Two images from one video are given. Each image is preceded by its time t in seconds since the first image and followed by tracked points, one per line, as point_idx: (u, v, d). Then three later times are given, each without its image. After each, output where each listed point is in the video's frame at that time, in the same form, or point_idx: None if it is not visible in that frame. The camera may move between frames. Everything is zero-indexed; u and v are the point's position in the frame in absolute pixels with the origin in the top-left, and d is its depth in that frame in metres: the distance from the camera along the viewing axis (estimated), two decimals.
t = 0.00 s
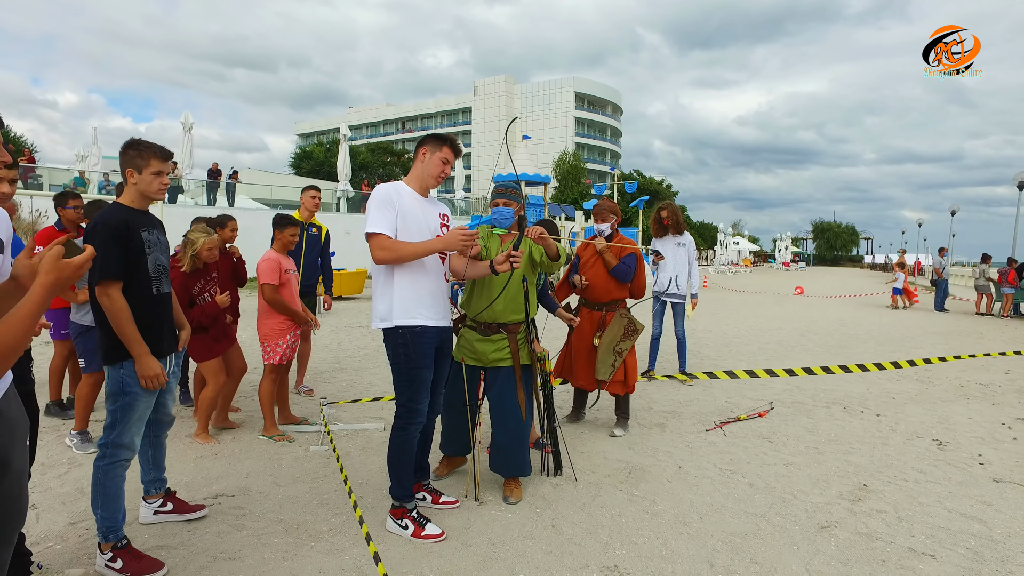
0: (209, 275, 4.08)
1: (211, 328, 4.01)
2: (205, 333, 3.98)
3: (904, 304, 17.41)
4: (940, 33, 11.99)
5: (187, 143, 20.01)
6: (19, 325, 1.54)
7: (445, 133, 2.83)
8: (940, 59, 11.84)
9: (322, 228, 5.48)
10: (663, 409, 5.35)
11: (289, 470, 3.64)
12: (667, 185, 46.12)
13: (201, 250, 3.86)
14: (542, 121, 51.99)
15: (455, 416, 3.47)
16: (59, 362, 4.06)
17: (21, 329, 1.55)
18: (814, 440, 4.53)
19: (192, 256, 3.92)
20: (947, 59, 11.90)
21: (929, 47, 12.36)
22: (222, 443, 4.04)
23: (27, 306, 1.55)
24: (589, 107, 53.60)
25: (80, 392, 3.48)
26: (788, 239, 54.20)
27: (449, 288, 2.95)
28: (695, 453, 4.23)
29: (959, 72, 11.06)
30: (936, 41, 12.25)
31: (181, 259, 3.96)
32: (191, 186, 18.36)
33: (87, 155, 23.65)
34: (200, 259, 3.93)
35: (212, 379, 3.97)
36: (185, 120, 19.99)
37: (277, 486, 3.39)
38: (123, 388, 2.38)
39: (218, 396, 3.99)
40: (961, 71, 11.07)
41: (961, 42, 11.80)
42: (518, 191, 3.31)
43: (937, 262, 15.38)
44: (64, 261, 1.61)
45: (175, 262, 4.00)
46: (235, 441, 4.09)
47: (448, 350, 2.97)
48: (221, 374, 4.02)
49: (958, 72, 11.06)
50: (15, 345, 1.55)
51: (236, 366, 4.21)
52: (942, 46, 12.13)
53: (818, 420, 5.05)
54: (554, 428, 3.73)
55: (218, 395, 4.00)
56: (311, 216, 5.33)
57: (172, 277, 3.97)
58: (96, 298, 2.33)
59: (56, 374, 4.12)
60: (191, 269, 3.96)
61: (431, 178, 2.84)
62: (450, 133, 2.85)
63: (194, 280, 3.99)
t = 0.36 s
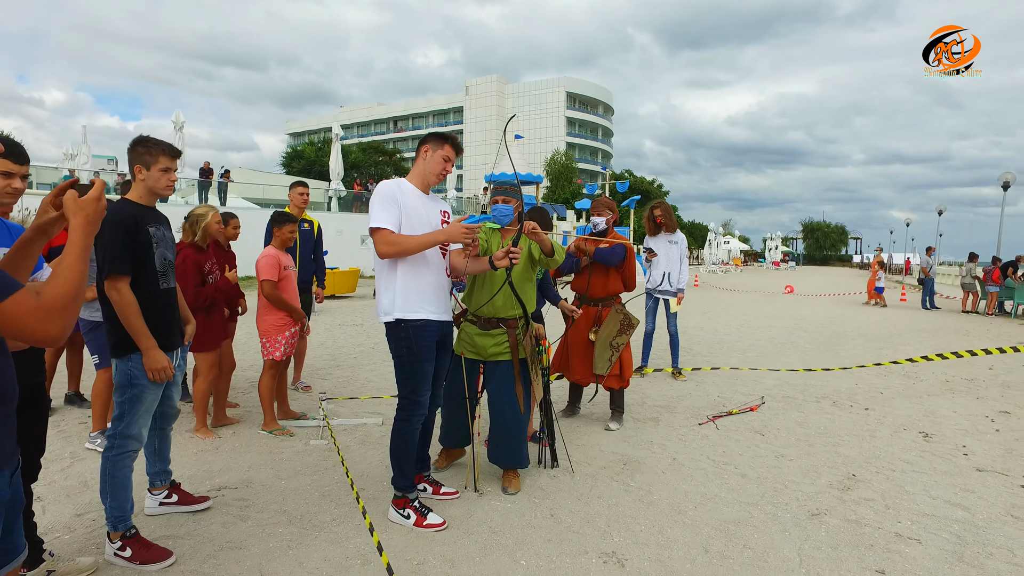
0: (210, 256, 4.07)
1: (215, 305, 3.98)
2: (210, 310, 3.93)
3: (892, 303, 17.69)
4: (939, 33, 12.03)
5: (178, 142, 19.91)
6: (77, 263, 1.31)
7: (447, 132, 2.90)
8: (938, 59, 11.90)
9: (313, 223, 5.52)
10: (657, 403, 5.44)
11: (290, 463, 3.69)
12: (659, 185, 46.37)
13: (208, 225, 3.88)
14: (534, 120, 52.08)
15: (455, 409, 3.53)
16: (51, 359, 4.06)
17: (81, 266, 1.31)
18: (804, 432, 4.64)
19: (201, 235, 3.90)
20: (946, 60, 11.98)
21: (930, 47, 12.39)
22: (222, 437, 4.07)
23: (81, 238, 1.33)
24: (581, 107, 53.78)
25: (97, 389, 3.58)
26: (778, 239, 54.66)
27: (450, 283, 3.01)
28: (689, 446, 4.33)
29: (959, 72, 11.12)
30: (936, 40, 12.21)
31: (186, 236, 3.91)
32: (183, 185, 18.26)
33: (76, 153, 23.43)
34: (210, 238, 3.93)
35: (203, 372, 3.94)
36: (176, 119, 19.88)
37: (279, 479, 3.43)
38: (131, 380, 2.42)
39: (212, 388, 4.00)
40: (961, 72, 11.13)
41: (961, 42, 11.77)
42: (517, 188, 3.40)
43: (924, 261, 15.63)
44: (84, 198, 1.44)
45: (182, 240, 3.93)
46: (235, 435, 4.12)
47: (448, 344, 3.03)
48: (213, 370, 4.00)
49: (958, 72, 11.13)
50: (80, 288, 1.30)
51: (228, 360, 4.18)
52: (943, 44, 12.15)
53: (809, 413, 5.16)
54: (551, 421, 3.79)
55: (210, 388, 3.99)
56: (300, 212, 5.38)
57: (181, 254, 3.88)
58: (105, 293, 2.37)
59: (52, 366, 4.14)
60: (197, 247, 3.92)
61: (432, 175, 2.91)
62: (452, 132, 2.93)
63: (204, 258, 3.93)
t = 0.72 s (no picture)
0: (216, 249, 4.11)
1: (223, 298, 4.07)
2: (219, 302, 4.03)
3: (869, 301, 18.16)
4: (940, 32, 12.30)
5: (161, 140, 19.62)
6: (123, 241, 1.43)
7: (451, 130, 3.01)
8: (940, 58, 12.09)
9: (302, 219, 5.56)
10: (646, 396, 5.59)
11: (292, 455, 3.75)
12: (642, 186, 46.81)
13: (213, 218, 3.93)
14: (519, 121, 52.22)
15: (455, 400, 3.63)
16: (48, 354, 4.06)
17: (127, 244, 1.43)
18: (789, 423, 4.82)
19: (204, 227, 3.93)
20: (946, 60, 12.32)
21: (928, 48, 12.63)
22: (222, 430, 4.10)
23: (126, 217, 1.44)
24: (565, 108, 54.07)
25: (96, 386, 3.57)
26: (759, 240, 55.48)
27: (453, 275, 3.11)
28: (679, 436, 4.47)
29: (963, 71, 11.29)
30: (935, 41, 12.52)
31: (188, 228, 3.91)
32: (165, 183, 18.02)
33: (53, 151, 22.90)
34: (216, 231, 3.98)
35: (202, 367, 3.96)
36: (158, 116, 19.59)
37: (282, 469, 3.50)
38: (145, 368, 2.48)
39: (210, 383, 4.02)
40: (963, 71, 11.32)
41: (961, 42, 12.13)
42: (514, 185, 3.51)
43: (901, 260, 16.06)
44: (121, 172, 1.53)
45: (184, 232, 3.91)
46: (234, 428, 4.16)
47: (451, 335, 3.12)
48: (212, 365, 4.04)
49: (962, 71, 11.26)
50: (126, 264, 1.43)
51: (226, 355, 4.20)
52: (945, 44, 12.31)
53: (793, 405, 5.35)
54: (547, 412, 3.90)
55: (209, 382, 4.02)
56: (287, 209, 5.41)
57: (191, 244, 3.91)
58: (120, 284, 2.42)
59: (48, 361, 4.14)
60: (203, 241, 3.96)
61: (436, 172, 3.01)
62: (455, 130, 3.03)
63: (214, 249, 4.00)
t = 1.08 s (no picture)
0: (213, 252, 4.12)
1: (218, 298, 4.09)
2: (215, 303, 4.04)
3: (844, 300, 18.66)
4: (941, 33, 12.35)
5: (138, 138, 19.26)
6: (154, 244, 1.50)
7: (449, 134, 3.11)
8: (939, 60, 12.17)
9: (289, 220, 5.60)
10: (632, 393, 5.74)
11: (289, 452, 3.81)
12: (623, 187, 47.24)
13: (203, 221, 3.92)
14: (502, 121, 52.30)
15: (451, 396, 3.73)
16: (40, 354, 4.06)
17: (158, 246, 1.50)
18: (770, 417, 5.00)
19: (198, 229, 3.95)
20: (946, 60, 12.33)
21: (928, 47, 12.63)
22: (218, 429, 4.15)
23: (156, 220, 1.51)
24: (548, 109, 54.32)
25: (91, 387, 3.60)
26: (737, 240, 56.35)
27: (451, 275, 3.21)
28: (665, 430, 4.63)
29: (960, 71, 11.48)
30: (935, 41, 12.52)
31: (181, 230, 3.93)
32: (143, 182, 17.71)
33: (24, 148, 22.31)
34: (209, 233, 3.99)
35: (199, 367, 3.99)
36: (136, 114, 19.24)
37: (281, 466, 3.56)
38: (153, 367, 2.53)
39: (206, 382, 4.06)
40: (961, 71, 11.50)
41: (961, 42, 12.21)
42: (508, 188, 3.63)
43: (876, 261, 16.53)
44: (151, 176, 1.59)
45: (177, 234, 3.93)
46: (230, 427, 4.21)
47: (449, 333, 3.22)
48: (207, 365, 4.07)
49: (959, 72, 11.45)
50: (155, 266, 1.50)
51: (222, 356, 4.23)
52: (943, 45, 12.36)
53: (773, 400, 5.55)
54: (539, 409, 4.02)
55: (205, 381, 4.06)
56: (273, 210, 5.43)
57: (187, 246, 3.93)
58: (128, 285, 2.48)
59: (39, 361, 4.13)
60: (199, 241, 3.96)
61: (435, 175, 3.12)
62: (454, 134, 3.13)
63: (209, 249, 4.02)
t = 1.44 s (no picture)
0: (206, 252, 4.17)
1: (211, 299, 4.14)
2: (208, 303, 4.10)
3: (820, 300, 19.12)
4: (941, 33, 11.98)
5: (115, 136, 18.99)
6: (163, 248, 1.55)
7: (437, 139, 3.22)
8: (941, 60, 11.78)
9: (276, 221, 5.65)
10: (614, 391, 5.91)
11: (280, 449, 3.89)
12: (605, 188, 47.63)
13: (200, 223, 3.97)
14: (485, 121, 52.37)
15: (438, 393, 3.84)
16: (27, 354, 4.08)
17: (166, 251, 1.55)
18: (747, 413, 5.19)
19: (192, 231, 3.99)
20: (947, 61, 11.86)
21: (929, 47, 12.28)
22: (208, 427, 4.20)
23: (164, 224, 1.56)
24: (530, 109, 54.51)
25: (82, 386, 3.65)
26: (717, 241, 57.15)
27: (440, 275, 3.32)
28: (645, 426, 4.79)
29: (959, 71, 11.47)
30: (935, 42, 12.11)
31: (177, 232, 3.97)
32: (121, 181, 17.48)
33: None
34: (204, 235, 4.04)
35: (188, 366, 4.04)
36: (113, 111, 18.97)
37: (272, 462, 3.64)
38: (152, 365, 2.61)
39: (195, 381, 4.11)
40: (960, 71, 11.49)
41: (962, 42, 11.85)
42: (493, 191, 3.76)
43: (851, 261, 16.96)
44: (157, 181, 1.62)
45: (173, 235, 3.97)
46: (220, 425, 4.27)
47: (438, 332, 3.33)
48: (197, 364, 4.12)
49: (958, 71, 11.44)
50: (165, 269, 1.55)
51: (212, 356, 4.28)
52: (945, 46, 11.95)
53: (749, 397, 5.75)
54: (524, 406, 4.14)
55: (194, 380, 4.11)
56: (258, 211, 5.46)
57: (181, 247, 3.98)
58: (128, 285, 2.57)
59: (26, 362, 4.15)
60: (195, 243, 4.00)
61: (424, 178, 3.22)
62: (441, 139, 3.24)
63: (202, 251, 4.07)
